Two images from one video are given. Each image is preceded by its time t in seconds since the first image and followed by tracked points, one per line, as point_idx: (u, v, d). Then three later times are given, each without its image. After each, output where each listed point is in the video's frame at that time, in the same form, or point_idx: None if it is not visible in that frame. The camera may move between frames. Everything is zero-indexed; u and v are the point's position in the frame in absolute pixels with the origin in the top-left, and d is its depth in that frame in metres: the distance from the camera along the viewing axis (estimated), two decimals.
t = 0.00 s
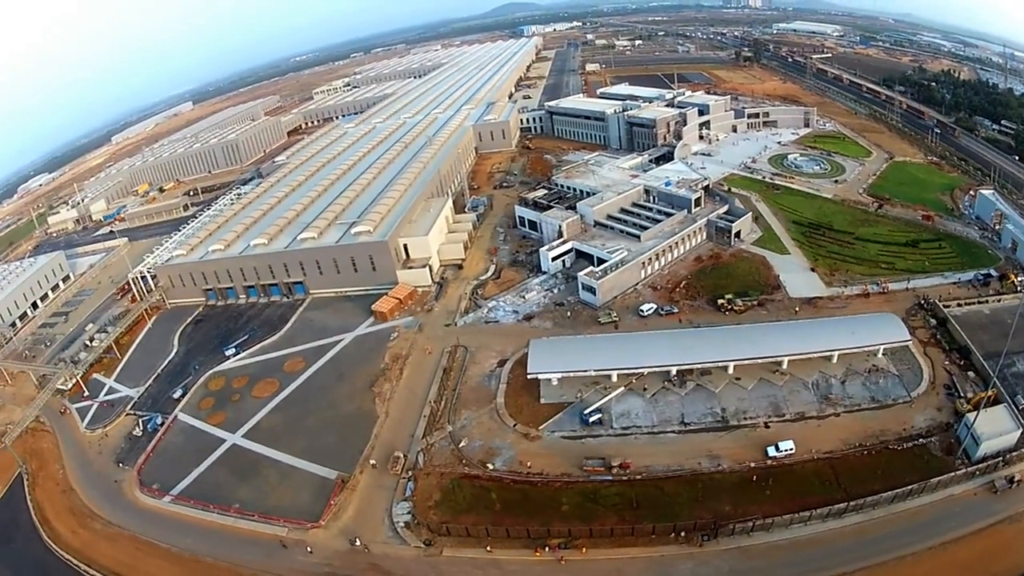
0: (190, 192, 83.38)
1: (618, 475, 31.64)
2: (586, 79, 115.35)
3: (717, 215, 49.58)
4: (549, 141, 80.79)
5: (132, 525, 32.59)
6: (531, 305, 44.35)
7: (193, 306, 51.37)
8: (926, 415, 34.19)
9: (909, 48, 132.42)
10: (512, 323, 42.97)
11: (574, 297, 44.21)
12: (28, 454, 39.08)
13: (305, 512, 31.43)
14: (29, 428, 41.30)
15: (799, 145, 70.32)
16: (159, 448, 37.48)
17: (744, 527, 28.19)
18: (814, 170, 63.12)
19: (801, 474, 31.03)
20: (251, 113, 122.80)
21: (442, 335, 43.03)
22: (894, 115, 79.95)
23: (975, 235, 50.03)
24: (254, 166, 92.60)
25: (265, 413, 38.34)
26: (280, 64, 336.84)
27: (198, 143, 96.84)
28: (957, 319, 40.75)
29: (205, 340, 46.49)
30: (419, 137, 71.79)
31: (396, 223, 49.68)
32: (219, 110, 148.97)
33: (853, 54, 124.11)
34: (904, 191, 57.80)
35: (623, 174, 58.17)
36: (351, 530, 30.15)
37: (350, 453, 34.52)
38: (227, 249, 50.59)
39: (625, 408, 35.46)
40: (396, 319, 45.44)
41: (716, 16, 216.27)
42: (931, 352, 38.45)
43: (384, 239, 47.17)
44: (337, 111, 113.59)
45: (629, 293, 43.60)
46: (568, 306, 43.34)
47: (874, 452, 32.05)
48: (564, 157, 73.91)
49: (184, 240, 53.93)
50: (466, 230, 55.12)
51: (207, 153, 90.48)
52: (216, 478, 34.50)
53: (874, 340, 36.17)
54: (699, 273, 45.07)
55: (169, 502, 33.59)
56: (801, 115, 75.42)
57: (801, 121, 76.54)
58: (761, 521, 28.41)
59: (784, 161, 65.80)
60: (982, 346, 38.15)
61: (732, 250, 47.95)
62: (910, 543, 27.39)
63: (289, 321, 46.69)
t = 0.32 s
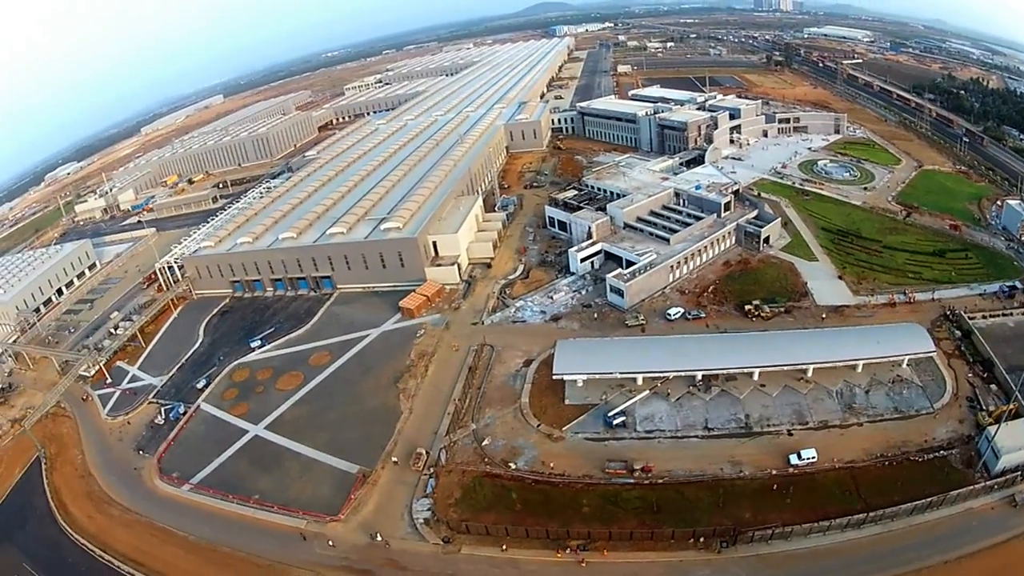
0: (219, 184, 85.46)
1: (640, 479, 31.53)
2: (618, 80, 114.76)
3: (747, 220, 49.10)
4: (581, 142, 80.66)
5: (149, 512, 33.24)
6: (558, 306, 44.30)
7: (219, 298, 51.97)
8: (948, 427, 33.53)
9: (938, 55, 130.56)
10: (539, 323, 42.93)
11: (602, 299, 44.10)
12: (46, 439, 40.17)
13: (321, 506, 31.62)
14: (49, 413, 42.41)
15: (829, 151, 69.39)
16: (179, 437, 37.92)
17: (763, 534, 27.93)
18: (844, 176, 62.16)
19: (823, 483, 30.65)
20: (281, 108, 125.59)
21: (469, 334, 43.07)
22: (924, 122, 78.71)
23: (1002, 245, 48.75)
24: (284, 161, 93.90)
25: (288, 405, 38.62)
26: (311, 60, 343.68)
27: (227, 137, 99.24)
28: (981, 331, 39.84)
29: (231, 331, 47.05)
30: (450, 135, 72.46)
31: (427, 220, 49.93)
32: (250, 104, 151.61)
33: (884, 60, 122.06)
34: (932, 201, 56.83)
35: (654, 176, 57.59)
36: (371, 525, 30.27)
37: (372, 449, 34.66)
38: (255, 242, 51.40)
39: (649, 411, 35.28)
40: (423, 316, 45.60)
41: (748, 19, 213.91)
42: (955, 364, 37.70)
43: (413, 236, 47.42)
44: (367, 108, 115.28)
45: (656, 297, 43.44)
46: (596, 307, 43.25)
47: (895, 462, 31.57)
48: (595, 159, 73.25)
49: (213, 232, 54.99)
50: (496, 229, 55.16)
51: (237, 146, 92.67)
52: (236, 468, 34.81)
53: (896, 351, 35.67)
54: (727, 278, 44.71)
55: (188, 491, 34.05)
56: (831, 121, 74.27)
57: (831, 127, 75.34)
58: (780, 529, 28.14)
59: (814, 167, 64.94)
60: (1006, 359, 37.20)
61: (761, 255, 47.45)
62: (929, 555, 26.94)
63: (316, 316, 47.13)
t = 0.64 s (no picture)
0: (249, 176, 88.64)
1: (662, 483, 31.35)
2: (652, 82, 114.02)
3: (777, 225, 48.37)
4: (613, 143, 80.32)
5: (168, 500, 33.71)
6: (587, 307, 44.24)
7: (250, 291, 52.85)
8: (968, 442, 32.76)
9: (969, 64, 128.66)
10: (567, 323, 42.85)
11: (631, 301, 43.96)
12: (69, 425, 40.96)
13: (341, 500, 31.77)
14: (72, 399, 43.22)
15: (859, 159, 68.21)
16: (202, 426, 38.28)
17: (783, 543, 27.57)
18: (876, 184, 61.10)
19: (844, 494, 30.23)
20: (312, 104, 130.47)
21: (497, 332, 43.13)
22: (954, 132, 77.51)
23: None
24: (315, 157, 95.32)
25: (313, 398, 38.91)
26: (341, 56, 351.53)
27: (259, 130, 103.74)
28: (1007, 344, 38.50)
29: (257, 323, 47.65)
30: (483, 134, 72.93)
31: (457, 216, 50.13)
32: (284, 98, 154.47)
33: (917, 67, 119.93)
34: (961, 211, 55.66)
35: (685, 179, 56.93)
36: (392, 521, 30.37)
37: (396, 444, 34.78)
38: (285, 234, 52.13)
39: (674, 415, 35.09)
40: (451, 313, 45.76)
41: (780, 23, 211.00)
42: (980, 377, 36.64)
43: (443, 233, 47.57)
44: (400, 104, 117.88)
45: (685, 300, 43.27)
46: (624, 309, 43.12)
47: (916, 475, 31.00)
48: (627, 161, 72.65)
49: (243, 224, 56.17)
50: (526, 228, 55.18)
51: (268, 141, 97.48)
52: (260, 459, 35.11)
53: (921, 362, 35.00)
54: (756, 284, 44.35)
55: (209, 480, 34.38)
56: (863, 128, 72.73)
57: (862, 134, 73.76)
58: (799, 538, 27.77)
59: (844, 174, 63.90)
60: None
61: (790, 262, 46.90)
62: (951, 569, 26.35)
63: (344, 310, 47.58)
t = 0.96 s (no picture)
0: (283, 170, 91.99)
1: (685, 487, 31.17)
2: (685, 85, 113.08)
3: (807, 232, 47.67)
4: (646, 145, 79.99)
5: (189, 487, 34.13)
6: (616, 308, 44.18)
7: (279, 282, 54.25)
8: (989, 455, 32.18)
9: (1001, 74, 125.85)
10: (596, 325, 42.80)
11: (661, 304, 43.83)
12: (91, 409, 41.75)
13: (362, 493, 31.93)
14: (96, 383, 44.07)
15: (891, 167, 66.12)
16: (227, 415, 38.72)
17: (802, 552, 27.32)
18: (907, 194, 59.25)
19: (865, 504, 29.76)
20: (343, 99, 134.34)
21: (526, 331, 43.16)
22: (986, 141, 75.75)
23: None
24: (348, 153, 96.97)
25: (338, 391, 39.29)
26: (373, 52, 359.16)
27: (293, 123, 107.39)
28: None
29: (285, 315, 48.56)
30: (517, 133, 73.26)
31: (489, 214, 50.29)
32: (319, 93, 157.60)
33: (948, 76, 117.01)
34: (992, 223, 53.64)
35: (717, 184, 57.04)
36: (414, 516, 30.46)
37: (420, 440, 34.90)
38: (317, 228, 53.58)
39: (700, 420, 34.73)
40: (480, 311, 45.94)
41: (813, 28, 207.25)
42: (1003, 391, 35.71)
43: (475, 230, 47.76)
44: (434, 101, 120.27)
45: (714, 304, 43.11)
46: (653, 312, 43.06)
47: (937, 488, 30.44)
48: (660, 163, 72.02)
49: (274, 217, 57.72)
50: (558, 228, 55.17)
51: (302, 135, 101.58)
52: (283, 449, 35.42)
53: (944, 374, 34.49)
54: (785, 290, 43.79)
55: (231, 469, 34.71)
56: (895, 136, 70.62)
57: (893, 143, 71.34)
58: (819, 548, 27.47)
59: (875, 182, 62.12)
60: None
61: (820, 269, 46.01)
62: None
63: (374, 305, 48.31)
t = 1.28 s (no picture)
0: (314, 161, 95.93)
1: (708, 492, 30.77)
2: (720, 87, 112.19)
3: (840, 238, 46.98)
4: (680, 147, 79.73)
5: (210, 475, 34.42)
6: (646, 310, 44.01)
7: (312, 273, 55.48)
8: (1012, 470, 31.08)
9: None
10: (625, 326, 42.65)
11: (690, 307, 43.68)
12: (115, 395, 42.65)
13: (384, 486, 32.05)
14: (122, 368, 45.29)
15: (922, 176, 64.22)
16: (252, 405, 39.19)
17: (820, 561, 26.90)
18: (939, 204, 57.34)
19: (885, 515, 29.05)
20: (379, 93, 136.97)
21: (555, 330, 43.18)
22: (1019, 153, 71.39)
23: None
24: (382, 148, 97.73)
25: (365, 384, 39.56)
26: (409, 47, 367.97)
27: (327, 116, 111.23)
28: None
29: (314, 308, 49.15)
30: (551, 131, 73.55)
31: (522, 213, 50.28)
32: (354, 88, 159.64)
33: (979, 85, 111.69)
34: None
35: (751, 188, 56.45)
36: (436, 510, 30.56)
37: (445, 434, 35.00)
38: (348, 220, 54.38)
39: (725, 425, 34.58)
40: (510, 308, 46.11)
41: (846, 32, 201.92)
42: None
43: (507, 228, 47.82)
44: (469, 97, 121.96)
45: (743, 308, 42.88)
46: (683, 315, 42.93)
47: (955, 501, 29.58)
48: (694, 165, 71.70)
49: (305, 209, 59.26)
50: (591, 228, 55.09)
51: (336, 128, 104.83)
52: (308, 439, 35.67)
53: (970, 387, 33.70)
54: (815, 296, 43.40)
55: (255, 458, 34.94)
56: (927, 146, 68.38)
57: (925, 151, 69.21)
58: (836, 558, 27.02)
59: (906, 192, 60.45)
60: None
61: (850, 276, 45.47)
62: None
63: (403, 298, 48.91)
